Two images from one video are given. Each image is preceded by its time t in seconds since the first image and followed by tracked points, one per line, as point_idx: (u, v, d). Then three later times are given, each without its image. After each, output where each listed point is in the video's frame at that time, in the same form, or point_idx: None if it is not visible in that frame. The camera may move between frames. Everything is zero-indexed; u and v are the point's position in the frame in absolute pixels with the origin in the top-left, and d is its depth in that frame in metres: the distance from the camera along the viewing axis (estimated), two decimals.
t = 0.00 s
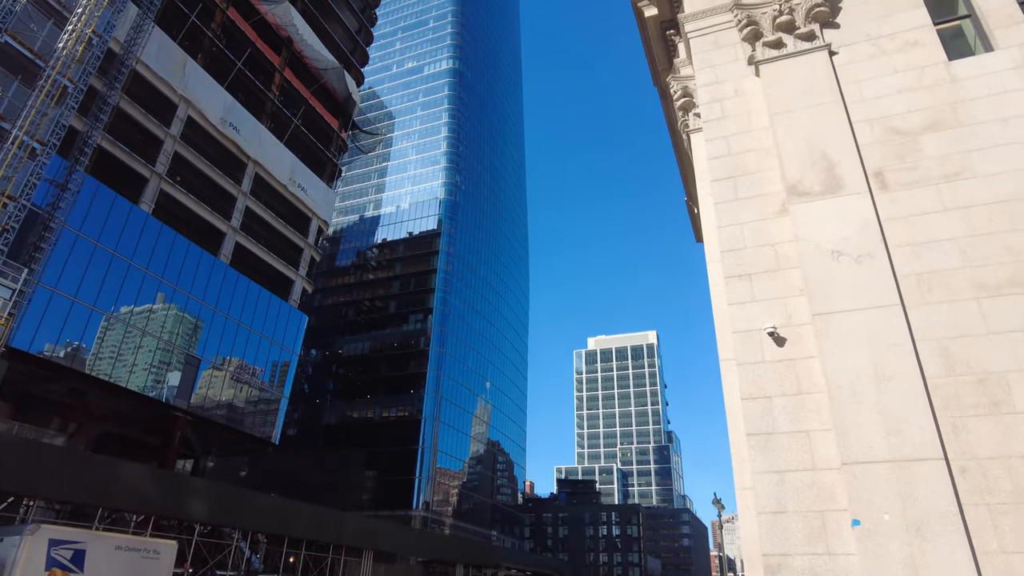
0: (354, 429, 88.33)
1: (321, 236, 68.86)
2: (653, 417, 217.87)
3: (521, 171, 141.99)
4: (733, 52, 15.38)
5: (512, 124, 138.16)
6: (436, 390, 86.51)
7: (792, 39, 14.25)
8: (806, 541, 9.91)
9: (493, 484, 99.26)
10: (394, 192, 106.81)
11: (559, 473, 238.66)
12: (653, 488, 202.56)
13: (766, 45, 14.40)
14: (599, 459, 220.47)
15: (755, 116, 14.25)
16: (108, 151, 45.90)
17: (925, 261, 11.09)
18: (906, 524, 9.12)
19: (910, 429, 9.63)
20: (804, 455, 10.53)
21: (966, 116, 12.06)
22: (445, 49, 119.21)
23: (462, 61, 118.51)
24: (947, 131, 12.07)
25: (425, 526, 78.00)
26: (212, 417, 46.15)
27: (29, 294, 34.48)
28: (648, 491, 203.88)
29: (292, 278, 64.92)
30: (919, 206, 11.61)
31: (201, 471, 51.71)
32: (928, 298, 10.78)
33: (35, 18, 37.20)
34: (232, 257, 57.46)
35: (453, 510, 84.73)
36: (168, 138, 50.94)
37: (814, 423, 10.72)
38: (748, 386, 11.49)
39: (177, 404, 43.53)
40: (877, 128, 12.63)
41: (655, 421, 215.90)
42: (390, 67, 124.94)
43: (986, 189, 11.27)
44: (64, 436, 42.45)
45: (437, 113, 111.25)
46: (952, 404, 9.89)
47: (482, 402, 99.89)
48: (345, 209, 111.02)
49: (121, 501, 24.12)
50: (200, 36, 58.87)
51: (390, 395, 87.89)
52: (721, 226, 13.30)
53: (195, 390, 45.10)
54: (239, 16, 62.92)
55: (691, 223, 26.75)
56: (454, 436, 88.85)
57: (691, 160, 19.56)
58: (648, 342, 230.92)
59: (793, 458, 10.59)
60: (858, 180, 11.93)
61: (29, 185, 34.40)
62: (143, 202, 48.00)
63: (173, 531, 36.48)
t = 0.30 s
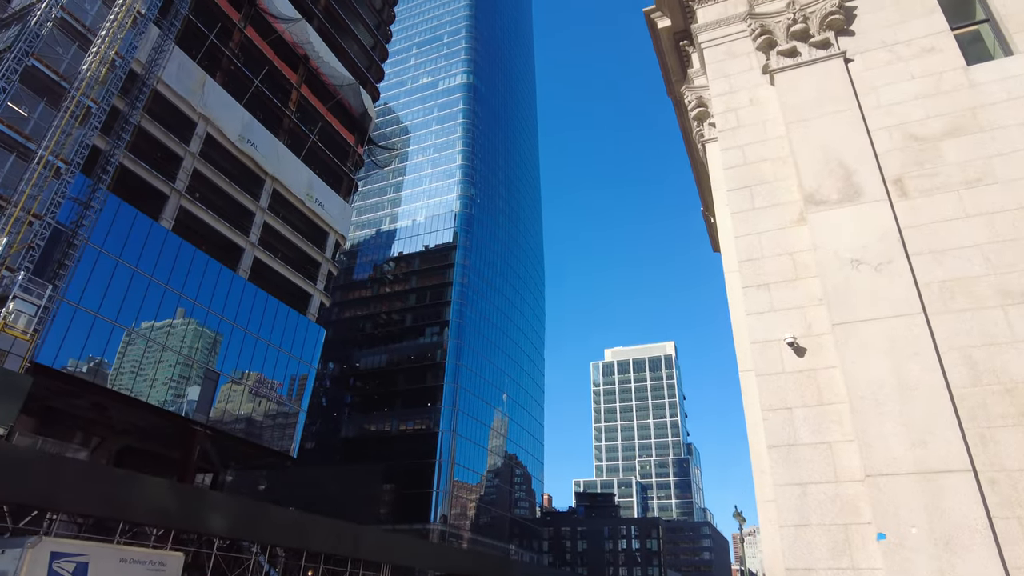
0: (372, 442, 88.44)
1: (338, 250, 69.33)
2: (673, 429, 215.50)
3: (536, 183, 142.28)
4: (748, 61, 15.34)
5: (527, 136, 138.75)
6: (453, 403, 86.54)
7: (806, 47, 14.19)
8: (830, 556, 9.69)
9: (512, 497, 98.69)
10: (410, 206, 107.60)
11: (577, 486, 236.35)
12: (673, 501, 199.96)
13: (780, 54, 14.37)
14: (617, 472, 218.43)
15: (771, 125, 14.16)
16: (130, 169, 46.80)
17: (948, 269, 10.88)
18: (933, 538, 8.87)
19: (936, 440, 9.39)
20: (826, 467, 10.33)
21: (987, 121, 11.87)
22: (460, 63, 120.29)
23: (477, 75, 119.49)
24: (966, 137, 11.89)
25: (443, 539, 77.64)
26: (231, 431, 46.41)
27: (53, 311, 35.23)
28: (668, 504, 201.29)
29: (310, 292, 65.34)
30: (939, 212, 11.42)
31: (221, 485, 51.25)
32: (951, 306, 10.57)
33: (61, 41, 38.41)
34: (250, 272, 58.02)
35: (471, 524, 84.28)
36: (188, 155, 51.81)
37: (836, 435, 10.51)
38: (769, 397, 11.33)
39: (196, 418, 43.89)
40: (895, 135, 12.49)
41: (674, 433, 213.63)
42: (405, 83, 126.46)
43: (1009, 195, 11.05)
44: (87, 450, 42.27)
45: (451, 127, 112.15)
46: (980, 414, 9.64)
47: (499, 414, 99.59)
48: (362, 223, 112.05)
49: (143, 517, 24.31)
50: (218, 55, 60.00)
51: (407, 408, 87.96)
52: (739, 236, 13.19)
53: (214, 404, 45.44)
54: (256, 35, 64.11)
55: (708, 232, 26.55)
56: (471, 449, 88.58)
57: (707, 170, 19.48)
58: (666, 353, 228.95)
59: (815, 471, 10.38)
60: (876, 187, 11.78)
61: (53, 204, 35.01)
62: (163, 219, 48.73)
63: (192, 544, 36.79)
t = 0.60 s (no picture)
0: (384, 453, 88.44)
1: (350, 261, 69.56)
2: (686, 438, 213.66)
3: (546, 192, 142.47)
4: (758, 68, 15.29)
5: (537, 146, 139.14)
6: (465, 413, 86.47)
7: (817, 54, 14.16)
8: (847, 568, 9.51)
9: (524, 507, 98.21)
10: (420, 216, 108.11)
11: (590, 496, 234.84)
12: (687, 511, 197.41)
13: (791, 61, 14.36)
14: (630, 482, 216.80)
15: (782, 132, 14.10)
16: (144, 182, 47.44)
17: (964, 275, 10.72)
18: (954, 550, 8.68)
19: (955, 449, 9.22)
20: (844, 477, 10.18)
21: (1002, 126, 11.72)
22: (470, 74, 121.07)
23: (486, 85, 120.18)
24: (981, 142, 11.76)
25: (455, 550, 77.29)
26: (244, 441, 46.55)
27: (69, 322, 35.68)
28: (682, 514, 198.70)
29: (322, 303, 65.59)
30: (954, 218, 11.28)
31: (234, 496, 51.36)
32: (968, 312, 10.41)
33: (78, 57, 39.09)
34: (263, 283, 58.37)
35: (483, 534, 83.86)
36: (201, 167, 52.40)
37: (853, 444, 10.36)
38: (783, 406, 11.20)
39: (209, 429, 44.09)
40: (909, 141, 12.38)
41: (688, 443, 211.90)
42: (416, 94, 127.39)
43: None
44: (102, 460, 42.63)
45: (462, 137, 112.77)
46: (1000, 422, 9.43)
47: (511, 424, 99.32)
48: (373, 233, 112.72)
49: (157, 527, 24.40)
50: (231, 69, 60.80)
51: (419, 418, 87.89)
52: (751, 244, 13.10)
53: (226, 415, 45.62)
54: (268, 48, 64.98)
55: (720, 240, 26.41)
56: (483, 459, 88.32)
57: (718, 177, 19.42)
58: (678, 362, 227.57)
59: (832, 480, 10.23)
60: (890, 193, 11.67)
61: (69, 217, 35.55)
62: (177, 231, 49.24)
63: (205, 555, 36.88)
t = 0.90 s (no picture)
0: (395, 463, 88.35)
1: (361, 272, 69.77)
2: (699, 448, 211.63)
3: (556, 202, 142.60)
4: (767, 77, 15.27)
5: (547, 156, 139.49)
6: (476, 423, 86.26)
7: (826, 62, 14.15)
8: None
9: (536, 519, 97.55)
10: (431, 227, 108.55)
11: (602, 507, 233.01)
12: (700, 522, 192.73)
13: (800, 69, 14.35)
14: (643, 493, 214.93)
15: (792, 140, 14.05)
16: (158, 195, 48.00)
17: (979, 282, 10.56)
18: (975, 563, 8.49)
19: (973, 460, 9.05)
20: (859, 488, 10.02)
21: (1016, 132, 11.58)
22: (479, 85, 121.88)
23: (496, 96, 120.91)
24: (995, 148, 11.62)
25: (467, 562, 76.82)
26: (255, 452, 46.65)
27: (84, 334, 36.06)
28: (695, 526, 193.83)
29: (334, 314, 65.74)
30: (970, 225, 11.13)
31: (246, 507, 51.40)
32: (985, 320, 10.24)
33: (94, 73, 39.71)
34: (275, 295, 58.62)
35: (495, 546, 83.32)
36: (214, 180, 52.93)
37: (869, 454, 10.20)
38: (797, 416, 11.07)
39: (222, 440, 44.22)
40: (921, 148, 12.28)
41: (701, 453, 210.03)
42: (426, 106, 128.36)
43: None
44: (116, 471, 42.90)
45: (471, 148, 113.36)
46: (1020, 433, 9.20)
47: (522, 435, 98.93)
48: (384, 245, 113.33)
49: (168, 539, 24.37)
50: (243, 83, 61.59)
51: (430, 429, 87.79)
52: (762, 252, 13.02)
53: (238, 427, 45.77)
54: (280, 62, 65.83)
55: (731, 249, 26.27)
56: (494, 470, 87.98)
57: (729, 186, 19.38)
58: (691, 372, 226.06)
59: (848, 491, 10.07)
60: (902, 200, 11.56)
61: (84, 231, 36.06)
62: (190, 243, 49.66)
63: (218, 567, 36.89)
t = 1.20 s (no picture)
0: (404, 474, 88.18)
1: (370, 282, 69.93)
2: (710, 458, 209.82)
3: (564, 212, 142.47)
4: (776, 85, 15.25)
5: (554, 166, 139.60)
6: (485, 433, 85.99)
7: (835, 70, 14.12)
8: None
9: (546, 530, 96.91)
10: (439, 237, 108.89)
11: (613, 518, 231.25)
12: (712, 533, 191.80)
13: (808, 77, 14.34)
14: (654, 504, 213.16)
15: (801, 148, 14.01)
16: (169, 207, 48.48)
17: (993, 291, 10.43)
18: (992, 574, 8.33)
19: (989, 470, 8.91)
20: (873, 498, 9.89)
21: None
22: (487, 96, 122.57)
23: (503, 107, 121.47)
24: (1006, 155, 11.51)
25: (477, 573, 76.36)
26: (265, 463, 46.68)
27: (96, 345, 36.38)
28: (707, 536, 192.96)
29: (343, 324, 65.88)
30: (982, 232, 11.02)
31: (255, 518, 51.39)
32: (999, 328, 10.09)
33: (108, 87, 40.31)
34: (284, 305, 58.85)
35: (505, 557, 82.81)
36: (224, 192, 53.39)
37: (883, 464, 10.07)
38: (809, 426, 10.95)
39: (231, 450, 44.31)
40: (931, 155, 12.19)
41: (712, 463, 208.22)
42: (434, 118, 129.14)
43: None
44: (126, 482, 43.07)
45: (479, 159, 113.81)
46: None
47: (531, 445, 98.49)
48: (393, 255, 113.78)
49: (177, 549, 24.42)
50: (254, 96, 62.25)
51: (439, 439, 87.60)
52: (772, 261, 12.95)
53: (248, 437, 45.86)
54: (290, 75, 66.53)
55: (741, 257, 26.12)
56: (504, 480, 87.55)
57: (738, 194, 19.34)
58: (701, 381, 224.59)
59: (862, 502, 9.94)
60: (912, 207, 11.47)
61: (97, 243, 36.47)
62: (201, 254, 50.02)
63: None
